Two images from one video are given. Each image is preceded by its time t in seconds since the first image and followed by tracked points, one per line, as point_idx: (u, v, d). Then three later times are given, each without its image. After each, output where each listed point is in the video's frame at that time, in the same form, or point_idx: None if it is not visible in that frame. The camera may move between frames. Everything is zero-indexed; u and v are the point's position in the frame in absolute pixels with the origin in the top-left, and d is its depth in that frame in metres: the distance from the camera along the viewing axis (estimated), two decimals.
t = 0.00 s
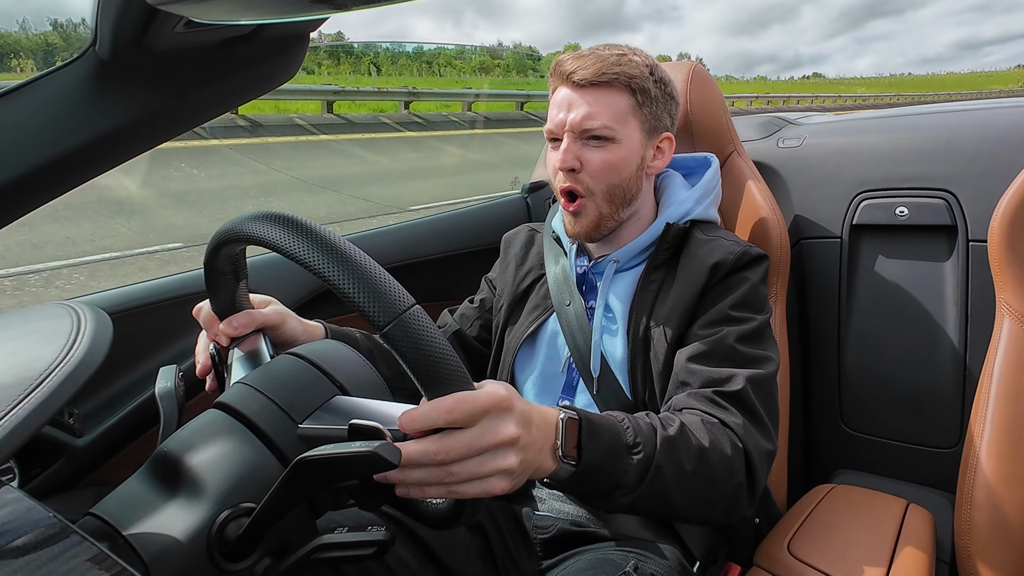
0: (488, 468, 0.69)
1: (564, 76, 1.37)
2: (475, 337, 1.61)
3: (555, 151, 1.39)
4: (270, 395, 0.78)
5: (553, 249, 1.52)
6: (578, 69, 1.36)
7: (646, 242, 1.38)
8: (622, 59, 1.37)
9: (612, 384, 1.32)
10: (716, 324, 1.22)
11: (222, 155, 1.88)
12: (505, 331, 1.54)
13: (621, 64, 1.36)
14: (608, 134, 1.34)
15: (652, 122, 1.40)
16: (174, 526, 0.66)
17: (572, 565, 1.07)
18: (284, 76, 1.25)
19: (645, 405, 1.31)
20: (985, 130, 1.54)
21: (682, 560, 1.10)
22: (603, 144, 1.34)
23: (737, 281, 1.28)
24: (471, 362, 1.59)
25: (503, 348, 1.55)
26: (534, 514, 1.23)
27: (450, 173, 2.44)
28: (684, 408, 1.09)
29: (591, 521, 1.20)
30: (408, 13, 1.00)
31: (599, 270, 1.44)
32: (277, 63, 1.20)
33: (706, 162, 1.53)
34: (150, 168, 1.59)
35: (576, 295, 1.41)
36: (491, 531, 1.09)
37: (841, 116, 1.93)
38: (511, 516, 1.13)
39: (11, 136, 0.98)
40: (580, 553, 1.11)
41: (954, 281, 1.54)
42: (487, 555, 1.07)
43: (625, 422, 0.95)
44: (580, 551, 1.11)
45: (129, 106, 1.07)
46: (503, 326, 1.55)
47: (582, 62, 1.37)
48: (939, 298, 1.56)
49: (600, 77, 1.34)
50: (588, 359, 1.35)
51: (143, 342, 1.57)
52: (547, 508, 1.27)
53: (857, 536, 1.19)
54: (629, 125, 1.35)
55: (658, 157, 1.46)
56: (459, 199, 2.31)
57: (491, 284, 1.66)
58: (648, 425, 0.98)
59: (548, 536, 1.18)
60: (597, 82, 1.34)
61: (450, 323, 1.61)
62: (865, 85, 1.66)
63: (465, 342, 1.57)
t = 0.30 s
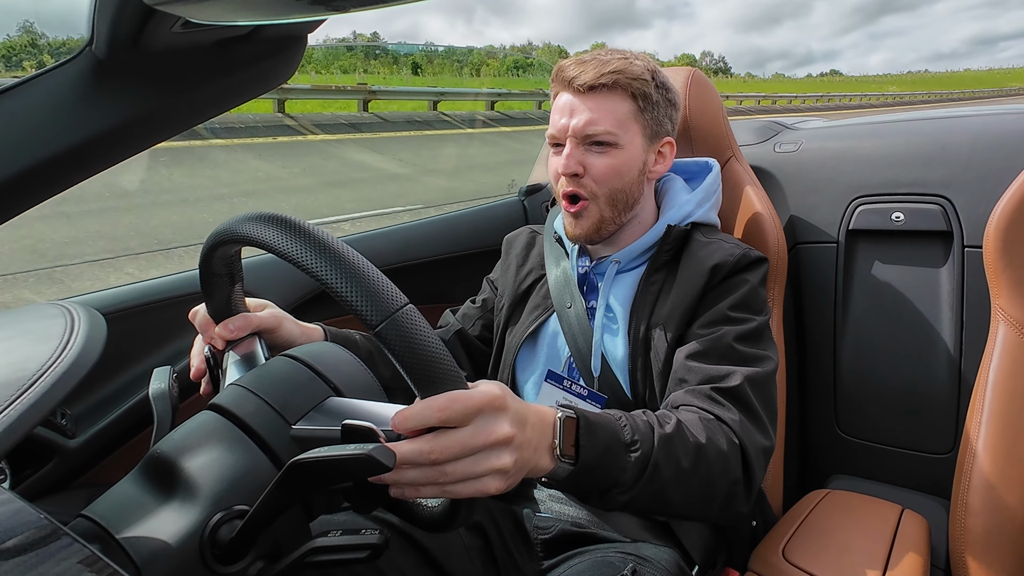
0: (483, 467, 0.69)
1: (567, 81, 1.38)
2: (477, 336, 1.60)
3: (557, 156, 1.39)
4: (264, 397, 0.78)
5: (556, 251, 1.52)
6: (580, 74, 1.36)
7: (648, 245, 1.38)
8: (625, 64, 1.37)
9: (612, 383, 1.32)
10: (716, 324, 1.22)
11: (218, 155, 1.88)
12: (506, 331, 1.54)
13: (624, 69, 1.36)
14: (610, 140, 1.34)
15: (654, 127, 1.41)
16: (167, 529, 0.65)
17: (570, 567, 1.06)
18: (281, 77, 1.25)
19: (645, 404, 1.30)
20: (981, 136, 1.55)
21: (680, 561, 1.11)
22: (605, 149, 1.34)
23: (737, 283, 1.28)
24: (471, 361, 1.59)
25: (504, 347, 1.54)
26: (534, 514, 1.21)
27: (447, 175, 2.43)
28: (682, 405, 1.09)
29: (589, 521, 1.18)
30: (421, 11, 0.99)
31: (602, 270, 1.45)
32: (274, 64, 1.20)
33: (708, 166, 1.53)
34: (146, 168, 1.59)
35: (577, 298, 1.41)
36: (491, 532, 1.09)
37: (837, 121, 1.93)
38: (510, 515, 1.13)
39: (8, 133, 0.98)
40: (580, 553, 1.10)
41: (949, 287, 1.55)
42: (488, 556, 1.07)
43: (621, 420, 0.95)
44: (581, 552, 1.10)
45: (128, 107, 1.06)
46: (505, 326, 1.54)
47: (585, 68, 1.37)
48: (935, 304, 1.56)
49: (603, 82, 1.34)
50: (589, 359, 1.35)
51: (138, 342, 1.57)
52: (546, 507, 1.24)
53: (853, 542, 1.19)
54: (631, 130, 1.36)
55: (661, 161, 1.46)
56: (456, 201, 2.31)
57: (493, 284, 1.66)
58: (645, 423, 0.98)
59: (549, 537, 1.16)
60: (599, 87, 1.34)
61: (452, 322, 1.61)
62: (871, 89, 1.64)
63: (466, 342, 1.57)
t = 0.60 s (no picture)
0: (479, 462, 0.69)
1: (574, 81, 1.38)
2: (478, 334, 1.60)
3: (563, 156, 1.39)
4: (263, 396, 0.78)
5: (559, 250, 1.53)
6: (588, 75, 1.36)
7: (649, 242, 1.38)
8: (632, 66, 1.37)
9: (614, 379, 1.32)
10: (719, 319, 1.22)
11: (218, 153, 1.87)
12: (508, 329, 1.54)
13: (632, 71, 1.36)
14: (616, 141, 1.34)
15: (660, 129, 1.41)
16: (164, 528, 0.65)
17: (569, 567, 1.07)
18: (282, 77, 1.25)
19: (646, 400, 1.30)
20: (981, 139, 1.55)
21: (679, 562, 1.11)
22: (611, 150, 1.35)
23: (740, 279, 1.28)
24: (473, 360, 1.58)
25: (506, 346, 1.53)
26: (534, 514, 1.22)
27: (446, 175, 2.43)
28: (684, 401, 1.09)
29: (589, 521, 1.19)
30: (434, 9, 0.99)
31: (603, 267, 1.45)
32: (275, 64, 1.20)
33: (711, 167, 1.52)
34: (146, 166, 1.58)
35: (580, 296, 1.41)
36: (489, 534, 1.08)
37: (838, 123, 1.93)
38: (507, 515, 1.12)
39: (9, 130, 0.98)
40: (579, 553, 1.11)
41: (949, 290, 1.55)
42: (484, 556, 1.06)
43: (621, 416, 0.95)
44: (580, 552, 1.11)
45: (131, 105, 1.06)
46: (506, 324, 1.53)
47: (592, 69, 1.37)
48: (934, 307, 1.56)
49: (611, 84, 1.34)
50: (590, 353, 1.35)
51: (137, 340, 1.57)
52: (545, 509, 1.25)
53: (852, 544, 1.19)
54: (638, 131, 1.36)
55: (666, 163, 1.46)
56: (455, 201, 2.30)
57: (494, 283, 1.67)
58: (645, 418, 0.98)
59: (548, 536, 1.17)
60: (607, 89, 1.34)
61: (454, 320, 1.61)
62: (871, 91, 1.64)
63: (466, 340, 1.56)
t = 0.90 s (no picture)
0: (483, 472, 0.69)
1: (580, 78, 1.38)
2: (480, 330, 1.60)
3: (568, 152, 1.40)
4: (266, 399, 0.78)
5: (562, 249, 1.52)
6: (594, 72, 1.37)
7: (653, 241, 1.39)
8: (639, 64, 1.37)
9: (617, 378, 1.32)
10: (724, 319, 1.23)
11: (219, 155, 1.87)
12: (510, 328, 1.54)
13: (638, 69, 1.36)
14: (621, 138, 1.34)
15: (665, 127, 1.41)
16: (167, 529, 0.65)
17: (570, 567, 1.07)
18: (283, 78, 1.25)
19: (649, 399, 1.30)
20: (983, 137, 1.54)
21: (681, 562, 1.11)
22: (615, 147, 1.35)
23: (744, 278, 1.28)
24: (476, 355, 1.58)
25: (509, 344, 1.53)
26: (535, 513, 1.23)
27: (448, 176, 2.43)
28: (687, 402, 1.09)
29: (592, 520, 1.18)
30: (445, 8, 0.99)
31: (606, 265, 1.45)
32: (276, 65, 1.20)
33: (713, 166, 1.52)
34: (147, 167, 1.59)
35: (583, 294, 1.41)
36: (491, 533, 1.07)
37: (839, 122, 1.93)
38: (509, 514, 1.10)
39: (14, 130, 0.98)
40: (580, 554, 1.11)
41: (951, 289, 1.55)
42: (485, 556, 1.06)
43: (623, 420, 0.95)
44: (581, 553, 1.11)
45: (133, 105, 1.07)
46: (509, 322, 1.53)
47: (599, 65, 1.38)
48: (936, 306, 1.56)
49: (617, 81, 1.34)
50: (594, 353, 1.35)
51: (139, 341, 1.57)
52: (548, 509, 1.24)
53: (855, 543, 1.19)
54: (643, 129, 1.36)
55: (671, 162, 1.46)
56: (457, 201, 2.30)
57: (497, 279, 1.67)
58: (648, 422, 0.98)
59: (549, 535, 1.18)
60: (613, 85, 1.35)
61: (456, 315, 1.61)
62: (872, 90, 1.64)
63: (470, 335, 1.55)
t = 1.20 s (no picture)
0: (486, 472, 0.69)
1: (575, 74, 1.38)
2: (480, 325, 1.60)
3: (565, 149, 1.40)
4: (267, 398, 0.78)
5: (562, 247, 1.52)
6: (589, 67, 1.37)
7: (653, 235, 1.39)
8: (633, 58, 1.37)
9: (617, 374, 1.32)
10: (723, 315, 1.22)
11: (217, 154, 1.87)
12: (511, 324, 1.54)
13: (632, 63, 1.36)
14: (617, 133, 1.34)
15: (661, 121, 1.40)
16: (169, 529, 0.65)
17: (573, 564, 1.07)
18: (283, 77, 1.25)
19: (650, 395, 1.30)
20: (983, 134, 1.54)
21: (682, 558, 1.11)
22: (612, 142, 1.35)
23: (743, 274, 1.28)
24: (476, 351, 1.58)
25: (509, 340, 1.53)
26: (537, 510, 1.23)
27: (447, 174, 2.43)
28: (687, 398, 1.09)
29: (593, 517, 1.19)
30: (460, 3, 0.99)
31: (605, 261, 1.46)
32: (274, 64, 1.20)
33: (713, 163, 1.52)
34: (146, 167, 1.58)
35: (583, 292, 1.41)
36: (490, 530, 1.08)
37: (838, 119, 1.93)
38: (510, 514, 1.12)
39: (13, 131, 0.98)
40: (581, 551, 1.11)
41: (950, 285, 1.55)
42: (486, 553, 1.07)
43: (624, 418, 0.95)
44: (581, 549, 1.11)
45: (132, 106, 1.07)
46: (510, 318, 1.54)
47: (593, 61, 1.38)
48: (936, 302, 1.56)
49: (611, 75, 1.34)
50: (594, 349, 1.35)
51: (139, 341, 1.57)
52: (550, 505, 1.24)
53: (856, 539, 1.19)
54: (638, 123, 1.36)
55: (668, 155, 1.46)
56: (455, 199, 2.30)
57: (498, 275, 1.67)
58: (648, 419, 0.98)
59: (551, 532, 1.18)
60: (607, 80, 1.34)
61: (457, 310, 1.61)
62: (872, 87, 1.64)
63: (470, 330, 1.56)
